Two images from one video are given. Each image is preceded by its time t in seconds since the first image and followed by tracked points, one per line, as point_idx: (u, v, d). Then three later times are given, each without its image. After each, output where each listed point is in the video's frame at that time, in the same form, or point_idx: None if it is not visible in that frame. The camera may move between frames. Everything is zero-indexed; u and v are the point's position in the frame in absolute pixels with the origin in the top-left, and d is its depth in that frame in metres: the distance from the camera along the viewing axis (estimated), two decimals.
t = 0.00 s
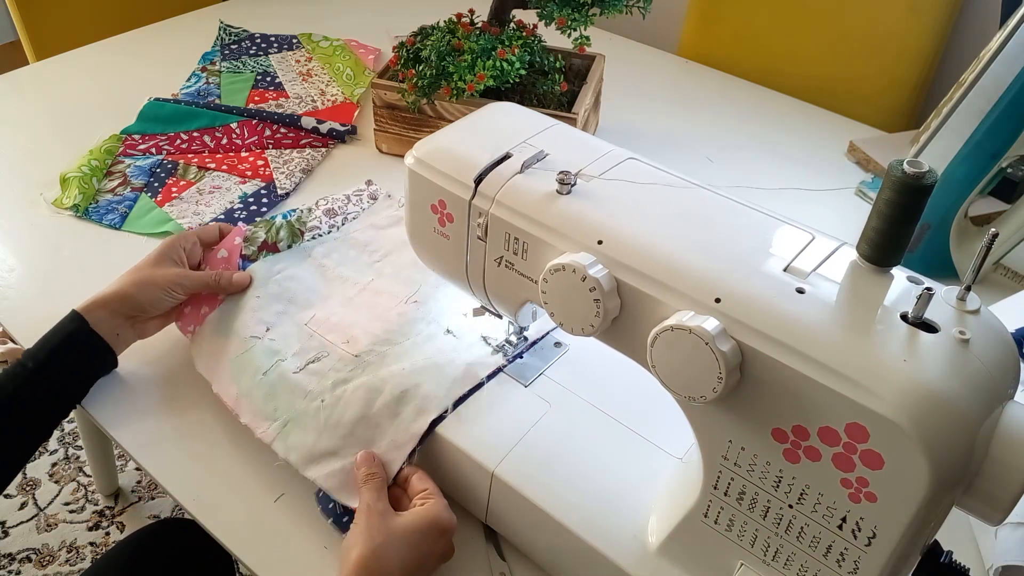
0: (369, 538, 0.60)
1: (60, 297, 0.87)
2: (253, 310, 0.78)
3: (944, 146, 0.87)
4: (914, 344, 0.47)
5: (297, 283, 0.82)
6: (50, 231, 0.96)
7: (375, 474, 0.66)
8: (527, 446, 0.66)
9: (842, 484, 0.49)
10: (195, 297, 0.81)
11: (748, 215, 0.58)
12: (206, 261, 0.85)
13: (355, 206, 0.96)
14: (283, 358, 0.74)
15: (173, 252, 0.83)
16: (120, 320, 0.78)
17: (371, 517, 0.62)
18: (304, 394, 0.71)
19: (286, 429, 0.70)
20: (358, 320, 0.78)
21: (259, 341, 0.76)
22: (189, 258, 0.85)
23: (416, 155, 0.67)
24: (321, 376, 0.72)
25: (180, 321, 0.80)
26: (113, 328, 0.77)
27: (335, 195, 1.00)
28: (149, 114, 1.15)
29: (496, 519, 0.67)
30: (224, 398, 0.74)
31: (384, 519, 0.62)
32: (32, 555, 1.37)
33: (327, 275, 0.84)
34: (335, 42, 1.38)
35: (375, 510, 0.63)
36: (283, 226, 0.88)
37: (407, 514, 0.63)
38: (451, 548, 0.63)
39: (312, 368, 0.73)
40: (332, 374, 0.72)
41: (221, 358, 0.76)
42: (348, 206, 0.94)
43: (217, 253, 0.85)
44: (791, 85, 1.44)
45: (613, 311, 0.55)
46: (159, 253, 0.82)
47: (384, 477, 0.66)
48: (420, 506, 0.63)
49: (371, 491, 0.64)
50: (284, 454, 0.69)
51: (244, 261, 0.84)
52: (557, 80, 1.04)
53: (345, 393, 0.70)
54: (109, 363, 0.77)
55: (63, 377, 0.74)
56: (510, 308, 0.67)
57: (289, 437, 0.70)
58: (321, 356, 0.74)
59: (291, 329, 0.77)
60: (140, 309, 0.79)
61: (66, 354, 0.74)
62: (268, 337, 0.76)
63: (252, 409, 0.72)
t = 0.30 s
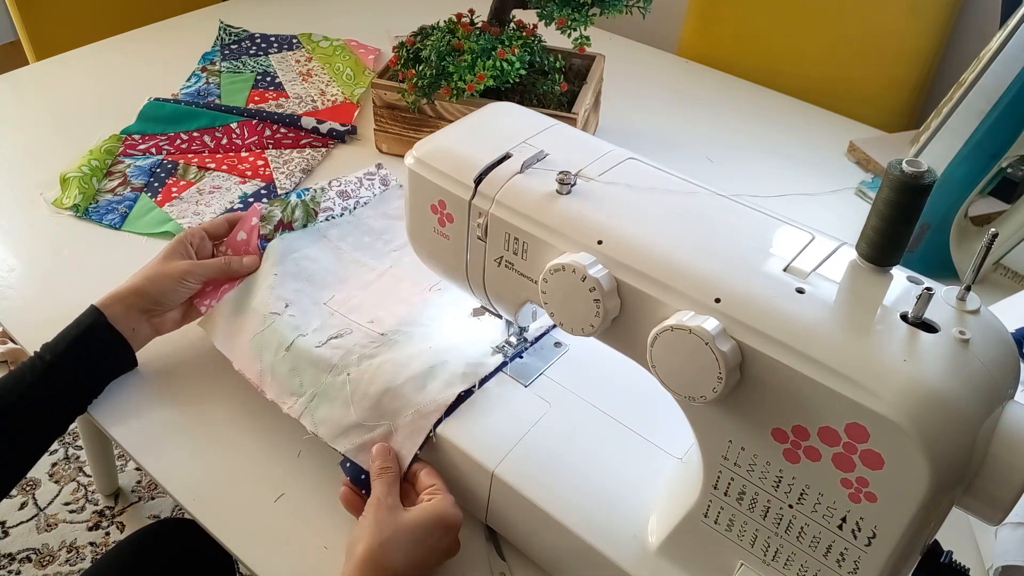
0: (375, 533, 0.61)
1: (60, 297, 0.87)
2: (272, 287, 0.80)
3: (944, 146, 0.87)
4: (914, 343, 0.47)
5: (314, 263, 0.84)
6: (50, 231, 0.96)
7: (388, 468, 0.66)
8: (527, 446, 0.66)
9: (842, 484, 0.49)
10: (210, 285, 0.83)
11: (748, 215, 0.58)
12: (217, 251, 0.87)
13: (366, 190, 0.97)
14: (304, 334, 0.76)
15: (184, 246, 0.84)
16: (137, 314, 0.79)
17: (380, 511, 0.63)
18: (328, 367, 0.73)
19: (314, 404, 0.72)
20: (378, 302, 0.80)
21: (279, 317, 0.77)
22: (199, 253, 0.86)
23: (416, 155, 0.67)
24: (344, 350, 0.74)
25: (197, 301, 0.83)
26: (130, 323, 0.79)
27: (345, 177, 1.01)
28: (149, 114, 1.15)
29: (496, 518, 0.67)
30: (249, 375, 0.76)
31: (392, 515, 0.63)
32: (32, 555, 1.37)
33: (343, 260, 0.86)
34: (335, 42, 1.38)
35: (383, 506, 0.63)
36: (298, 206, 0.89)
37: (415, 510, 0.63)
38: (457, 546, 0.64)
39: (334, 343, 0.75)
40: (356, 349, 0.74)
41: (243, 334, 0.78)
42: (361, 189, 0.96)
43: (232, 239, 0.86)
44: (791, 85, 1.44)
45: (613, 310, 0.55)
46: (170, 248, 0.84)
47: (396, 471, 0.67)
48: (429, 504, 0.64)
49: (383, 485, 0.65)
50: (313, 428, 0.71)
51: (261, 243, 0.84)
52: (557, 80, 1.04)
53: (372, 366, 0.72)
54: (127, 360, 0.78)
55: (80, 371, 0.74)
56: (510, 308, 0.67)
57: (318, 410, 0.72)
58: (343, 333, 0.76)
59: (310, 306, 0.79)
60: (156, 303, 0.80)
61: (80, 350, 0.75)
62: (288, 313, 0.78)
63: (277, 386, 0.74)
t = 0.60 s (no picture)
0: (374, 498, 0.61)
1: (60, 297, 0.87)
2: (293, 268, 0.80)
3: (943, 146, 0.87)
4: (914, 343, 0.47)
5: (334, 248, 0.85)
6: (50, 231, 0.96)
7: (429, 441, 0.64)
8: (527, 446, 0.66)
9: (841, 485, 0.49)
10: (232, 267, 0.84)
11: (748, 215, 0.58)
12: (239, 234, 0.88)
13: (381, 184, 0.99)
14: (328, 314, 0.77)
15: (204, 228, 0.85)
16: (160, 294, 0.80)
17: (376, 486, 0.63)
18: (354, 344, 0.74)
19: (341, 379, 0.72)
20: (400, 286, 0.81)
21: (303, 296, 0.78)
22: (219, 233, 0.88)
23: (416, 155, 0.67)
24: (370, 329, 0.75)
25: (222, 283, 0.83)
26: (154, 303, 0.79)
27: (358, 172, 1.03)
28: (149, 114, 1.15)
29: (496, 518, 0.67)
30: (276, 353, 0.77)
31: (403, 488, 0.61)
32: (32, 555, 1.37)
33: (361, 247, 0.87)
34: (335, 42, 1.38)
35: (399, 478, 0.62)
36: (317, 192, 0.90)
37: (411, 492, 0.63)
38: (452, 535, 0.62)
39: (360, 323, 0.76)
40: (381, 327, 0.75)
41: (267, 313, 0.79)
42: (376, 183, 0.98)
43: (253, 219, 0.87)
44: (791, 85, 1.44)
45: (613, 311, 0.55)
46: (192, 230, 0.85)
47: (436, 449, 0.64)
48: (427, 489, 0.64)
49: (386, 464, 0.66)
50: (341, 404, 0.72)
51: (283, 223, 0.86)
52: (557, 80, 1.04)
53: (398, 344, 0.73)
54: (146, 340, 0.78)
55: (99, 351, 0.75)
56: (510, 308, 0.67)
57: (345, 385, 0.72)
58: (367, 314, 0.77)
59: (332, 288, 0.80)
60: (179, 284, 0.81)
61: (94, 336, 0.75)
62: (311, 294, 0.79)
63: (304, 362, 0.75)
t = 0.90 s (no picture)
0: (365, 496, 0.63)
1: (60, 297, 0.87)
2: (313, 251, 0.83)
3: (943, 146, 0.87)
4: (914, 343, 0.47)
5: (352, 236, 0.87)
6: (50, 231, 0.96)
7: (421, 433, 0.65)
8: (528, 446, 0.66)
9: (842, 485, 0.49)
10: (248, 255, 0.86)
11: (748, 215, 0.58)
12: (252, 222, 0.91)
13: (393, 186, 1.00)
14: (350, 292, 0.79)
15: (221, 216, 0.88)
16: (176, 281, 0.82)
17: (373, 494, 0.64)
18: (377, 320, 0.76)
19: (361, 350, 0.73)
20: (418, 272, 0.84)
21: (324, 276, 0.80)
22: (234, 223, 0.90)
23: (417, 155, 0.67)
24: (393, 308, 0.78)
25: (237, 268, 0.85)
26: (170, 291, 0.81)
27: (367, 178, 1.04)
28: (149, 114, 1.15)
29: (496, 518, 0.67)
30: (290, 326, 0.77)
31: (391, 484, 0.64)
32: (31, 555, 1.37)
33: (378, 238, 0.89)
34: (335, 42, 1.38)
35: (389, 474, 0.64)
36: (332, 188, 0.94)
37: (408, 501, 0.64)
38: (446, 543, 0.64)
39: (382, 302, 0.79)
40: (404, 307, 0.78)
41: (283, 288, 0.80)
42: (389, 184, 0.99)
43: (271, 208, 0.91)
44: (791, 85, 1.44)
45: (613, 310, 0.55)
46: (207, 218, 0.87)
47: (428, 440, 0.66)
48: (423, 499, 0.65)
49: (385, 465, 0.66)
50: (360, 371, 0.71)
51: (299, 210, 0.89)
52: (557, 80, 1.04)
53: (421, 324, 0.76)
54: (162, 326, 0.79)
55: (110, 342, 0.75)
56: (510, 308, 0.67)
57: (365, 355, 0.72)
58: (388, 296, 0.80)
59: (352, 271, 0.82)
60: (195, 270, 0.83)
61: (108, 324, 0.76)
62: (332, 274, 0.81)
63: (322, 334, 0.75)
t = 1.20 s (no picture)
0: (378, 480, 0.64)
1: (60, 297, 0.87)
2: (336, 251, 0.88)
3: (943, 147, 0.87)
4: (914, 343, 0.47)
5: (374, 238, 0.92)
6: (50, 232, 0.96)
7: (437, 423, 0.66)
8: (527, 446, 0.66)
9: (842, 484, 0.49)
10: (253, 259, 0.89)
11: (748, 216, 0.58)
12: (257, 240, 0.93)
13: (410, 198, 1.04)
14: (374, 282, 0.83)
15: (233, 230, 0.91)
16: (181, 280, 0.83)
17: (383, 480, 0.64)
18: (400, 305, 0.80)
19: (386, 330, 0.75)
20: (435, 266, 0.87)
21: (346, 271, 0.85)
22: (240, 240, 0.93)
23: (417, 155, 0.67)
24: (417, 295, 0.82)
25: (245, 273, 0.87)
26: (176, 288, 0.82)
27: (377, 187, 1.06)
28: (149, 114, 1.15)
29: (496, 518, 0.67)
30: (314, 307, 0.80)
31: (404, 470, 0.64)
32: (32, 555, 1.37)
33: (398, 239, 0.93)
34: (336, 42, 1.38)
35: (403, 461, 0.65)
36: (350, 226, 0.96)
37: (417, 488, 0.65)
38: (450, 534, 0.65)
39: (405, 289, 0.82)
40: (427, 294, 0.82)
41: (308, 278, 0.84)
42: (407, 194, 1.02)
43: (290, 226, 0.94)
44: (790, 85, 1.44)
45: (613, 311, 0.55)
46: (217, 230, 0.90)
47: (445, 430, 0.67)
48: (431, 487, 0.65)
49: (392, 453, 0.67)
50: (385, 348, 0.73)
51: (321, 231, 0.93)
52: (557, 80, 1.04)
53: (444, 310, 0.80)
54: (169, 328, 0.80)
55: (112, 342, 0.76)
56: (510, 308, 0.67)
57: (392, 332, 0.75)
58: (410, 284, 0.84)
59: (374, 265, 0.87)
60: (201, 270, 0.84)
61: (114, 324, 0.77)
62: (355, 270, 0.85)
63: (346, 315, 0.78)
